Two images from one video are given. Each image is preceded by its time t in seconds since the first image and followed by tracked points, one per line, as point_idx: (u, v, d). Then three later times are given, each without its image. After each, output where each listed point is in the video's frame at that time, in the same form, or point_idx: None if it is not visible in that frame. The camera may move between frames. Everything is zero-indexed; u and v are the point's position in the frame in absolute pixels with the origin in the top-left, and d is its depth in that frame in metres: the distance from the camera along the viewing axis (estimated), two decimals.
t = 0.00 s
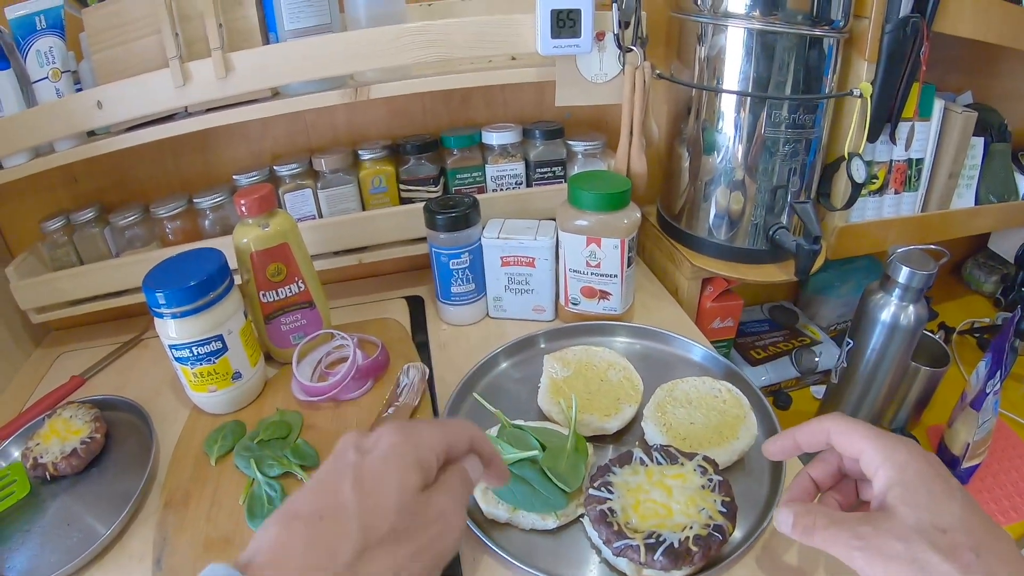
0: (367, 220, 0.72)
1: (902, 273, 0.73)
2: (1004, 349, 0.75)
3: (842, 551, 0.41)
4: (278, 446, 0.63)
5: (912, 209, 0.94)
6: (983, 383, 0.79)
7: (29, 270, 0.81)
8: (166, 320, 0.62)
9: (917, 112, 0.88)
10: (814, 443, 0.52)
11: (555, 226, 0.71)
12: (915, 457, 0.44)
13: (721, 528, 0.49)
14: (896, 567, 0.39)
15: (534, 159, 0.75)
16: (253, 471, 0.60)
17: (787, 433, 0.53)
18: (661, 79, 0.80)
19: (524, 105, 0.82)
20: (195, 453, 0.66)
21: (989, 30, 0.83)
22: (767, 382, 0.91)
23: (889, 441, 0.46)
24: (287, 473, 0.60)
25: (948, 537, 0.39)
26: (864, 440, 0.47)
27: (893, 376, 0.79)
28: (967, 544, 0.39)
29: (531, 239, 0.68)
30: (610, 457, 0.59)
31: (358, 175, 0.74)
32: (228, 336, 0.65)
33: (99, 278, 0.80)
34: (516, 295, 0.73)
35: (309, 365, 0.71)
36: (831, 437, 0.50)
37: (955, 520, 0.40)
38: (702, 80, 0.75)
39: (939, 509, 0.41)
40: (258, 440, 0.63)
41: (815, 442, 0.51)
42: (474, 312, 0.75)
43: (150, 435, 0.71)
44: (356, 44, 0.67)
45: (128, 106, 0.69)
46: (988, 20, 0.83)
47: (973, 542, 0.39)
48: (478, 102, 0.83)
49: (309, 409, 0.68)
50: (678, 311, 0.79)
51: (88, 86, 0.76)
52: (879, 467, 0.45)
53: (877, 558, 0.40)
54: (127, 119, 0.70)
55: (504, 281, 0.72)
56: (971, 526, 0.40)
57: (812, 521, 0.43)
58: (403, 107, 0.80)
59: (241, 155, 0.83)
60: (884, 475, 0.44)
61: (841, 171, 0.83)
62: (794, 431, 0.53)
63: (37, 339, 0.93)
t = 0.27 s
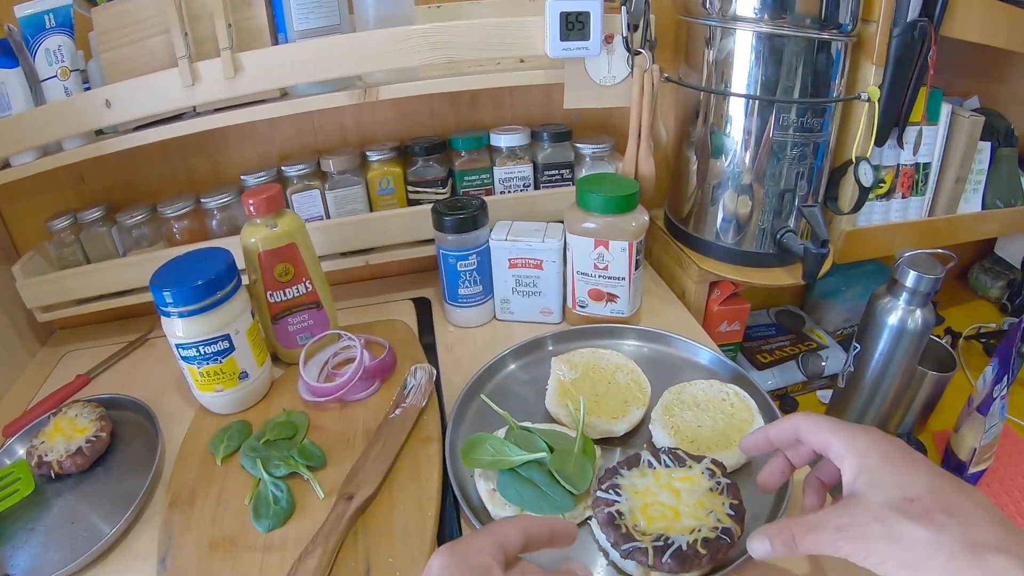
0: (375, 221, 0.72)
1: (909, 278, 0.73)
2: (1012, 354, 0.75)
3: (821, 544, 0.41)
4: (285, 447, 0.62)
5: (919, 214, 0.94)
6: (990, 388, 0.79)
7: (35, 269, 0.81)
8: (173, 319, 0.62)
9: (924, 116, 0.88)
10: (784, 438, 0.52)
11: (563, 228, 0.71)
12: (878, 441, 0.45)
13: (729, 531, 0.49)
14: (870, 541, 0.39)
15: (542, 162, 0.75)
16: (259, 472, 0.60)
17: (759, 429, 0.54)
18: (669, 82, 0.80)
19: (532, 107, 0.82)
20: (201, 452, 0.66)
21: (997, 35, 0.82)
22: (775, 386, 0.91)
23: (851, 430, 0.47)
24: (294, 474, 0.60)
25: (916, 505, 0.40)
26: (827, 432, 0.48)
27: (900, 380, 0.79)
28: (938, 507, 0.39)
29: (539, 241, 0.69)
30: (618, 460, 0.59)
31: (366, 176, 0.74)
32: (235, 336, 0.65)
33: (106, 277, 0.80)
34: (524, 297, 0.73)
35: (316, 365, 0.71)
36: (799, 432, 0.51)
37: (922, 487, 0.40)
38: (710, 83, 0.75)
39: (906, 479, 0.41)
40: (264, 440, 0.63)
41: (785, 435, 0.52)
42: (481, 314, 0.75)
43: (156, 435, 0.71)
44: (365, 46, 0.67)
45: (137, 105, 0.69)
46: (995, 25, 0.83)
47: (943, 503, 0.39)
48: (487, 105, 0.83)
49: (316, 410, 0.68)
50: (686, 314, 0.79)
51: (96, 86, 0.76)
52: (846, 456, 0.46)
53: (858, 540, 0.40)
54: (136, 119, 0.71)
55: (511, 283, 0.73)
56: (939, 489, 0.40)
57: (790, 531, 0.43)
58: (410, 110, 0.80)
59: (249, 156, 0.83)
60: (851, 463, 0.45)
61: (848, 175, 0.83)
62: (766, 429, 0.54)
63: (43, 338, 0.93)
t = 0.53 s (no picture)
0: (384, 220, 0.72)
1: (916, 281, 0.73)
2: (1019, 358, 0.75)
3: (806, 498, 0.47)
4: (291, 445, 0.62)
5: (926, 217, 0.94)
6: (997, 393, 0.78)
7: (43, 266, 0.81)
8: (182, 316, 0.62)
9: (931, 120, 0.88)
10: (783, 458, 0.54)
11: (571, 229, 0.71)
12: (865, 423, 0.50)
13: (736, 533, 0.49)
14: (856, 499, 0.44)
15: (550, 163, 0.76)
16: (266, 469, 0.60)
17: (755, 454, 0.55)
18: (677, 84, 0.80)
19: (541, 108, 0.83)
20: (207, 450, 0.66)
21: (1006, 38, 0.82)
22: (781, 389, 0.90)
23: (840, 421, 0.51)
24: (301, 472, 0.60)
25: (901, 468, 0.45)
26: (820, 428, 0.51)
27: (907, 384, 0.79)
28: (922, 473, 0.44)
29: (547, 242, 0.69)
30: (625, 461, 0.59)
31: (374, 176, 0.74)
32: (243, 334, 0.65)
33: (114, 275, 0.80)
34: (531, 298, 0.74)
35: (323, 365, 0.71)
36: (795, 443, 0.53)
37: (908, 455, 0.45)
38: (719, 85, 0.75)
39: (894, 449, 0.46)
40: (271, 438, 0.63)
41: (782, 455, 0.54)
42: (488, 315, 0.75)
43: (162, 432, 0.71)
44: (375, 46, 0.67)
45: (146, 103, 0.69)
46: (1005, 27, 0.82)
47: (930, 470, 0.44)
48: (495, 106, 0.83)
49: (323, 408, 0.68)
50: (692, 316, 0.79)
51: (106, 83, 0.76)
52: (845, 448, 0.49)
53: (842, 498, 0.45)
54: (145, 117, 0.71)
55: (519, 284, 0.73)
56: (925, 461, 0.45)
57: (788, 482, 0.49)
58: (419, 110, 0.80)
59: (257, 155, 0.83)
60: (842, 439, 0.50)
61: (856, 179, 0.83)
62: (764, 453, 0.55)
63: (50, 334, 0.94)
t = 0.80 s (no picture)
0: (388, 221, 0.73)
1: (920, 284, 0.73)
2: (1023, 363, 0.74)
3: (803, 493, 0.48)
4: (294, 445, 0.62)
5: (931, 221, 0.94)
6: (1000, 397, 0.78)
7: (47, 265, 0.81)
8: (186, 316, 0.62)
9: (936, 123, 0.88)
10: (785, 465, 0.54)
11: (575, 232, 0.71)
12: (867, 424, 0.50)
13: (737, 536, 0.49)
14: (852, 489, 0.45)
15: (555, 165, 0.76)
16: (268, 469, 0.60)
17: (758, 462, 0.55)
18: (682, 87, 0.80)
19: (545, 110, 0.83)
20: (210, 449, 0.66)
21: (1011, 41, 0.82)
22: (784, 392, 0.91)
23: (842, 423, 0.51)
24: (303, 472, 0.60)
25: (898, 462, 0.45)
26: (823, 431, 0.51)
27: (911, 388, 0.79)
28: (919, 467, 0.44)
29: (551, 244, 0.69)
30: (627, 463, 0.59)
31: (379, 177, 0.74)
32: (246, 334, 0.65)
33: (118, 274, 0.80)
34: (535, 299, 0.74)
35: (326, 365, 0.72)
36: (799, 451, 0.53)
37: (905, 448, 0.46)
38: (723, 88, 0.75)
39: (892, 443, 0.47)
40: (274, 438, 0.63)
41: (784, 463, 0.53)
42: (492, 316, 0.75)
43: (166, 431, 0.72)
44: (379, 47, 0.67)
45: (152, 103, 0.70)
46: (1010, 31, 0.82)
47: (926, 462, 0.44)
48: (500, 108, 0.83)
49: (326, 408, 0.68)
50: (696, 319, 0.79)
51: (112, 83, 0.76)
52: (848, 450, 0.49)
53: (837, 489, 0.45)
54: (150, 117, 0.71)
55: (523, 286, 0.73)
56: (922, 455, 0.45)
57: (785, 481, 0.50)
58: (424, 111, 0.81)
59: (262, 155, 0.84)
60: (844, 440, 0.50)
61: (861, 182, 0.83)
62: (766, 462, 0.55)
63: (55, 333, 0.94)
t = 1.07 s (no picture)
0: (391, 221, 0.73)
1: (923, 286, 0.72)
2: None
3: (801, 492, 0.47)
4: (297, 443, 0.63)
5: (934, 222, 0.94)
6: (1003, 399, 0.78)
7: (52, 263, 0.82)
8: (189, 314, 0.62)
9: (940, 124, 0.87)
10: (785, 464, 0.54)
11: (578, 232, 0.71)
12: (867, 425, 0.50)
13: (738, 537, 0.50)
14: (851, 485, 0.44)
15: (558, 165, 0.76)
16: (271, 468, 0.60)
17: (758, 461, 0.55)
18: (686, 87, 0.80)
19: (549, 111, 0.83)
20: (213, 447, 0.67)
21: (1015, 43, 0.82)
22: (787, 393, 0.90)
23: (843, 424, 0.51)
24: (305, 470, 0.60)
25: (898, 461, 0.45)
26: (823, 431, 0.51)
27: (913, 389, 0.79)
28: (919, 465, 0.44)
29: (554, 244, 0.69)
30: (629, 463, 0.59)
31: (383, 177, 0.75)
32: (250, 332, 0.66)
33: (122, 272, 0.81)
34: (538, 299, 0.74)
35: (329, 364, 0.72)
36: (799, 450, 0.53)
37: (905, 448, 0.46)
38: (727, 88, 0.75)
39: (891, 443, 0.47)
40: (276, 436, 0.63)
41: (784, 463, 0.53)
42: (495, 316, 0.75)
43: (168, 429, 0.72)
44: (383, 47, 0.67)
45: (157, 103, 0.70)
46: (1014, 32, 0.82)
47: (926, 461, 0.44)
48: (503, 108, 0.83)
49: (329, 407, 0.68)
50: (698, 319, 0.79)
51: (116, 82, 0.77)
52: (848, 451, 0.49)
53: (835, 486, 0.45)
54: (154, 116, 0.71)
55: (526, 286, 0.73)
56: (922, 455, 0.45)
57: (779, 483, 0.49)
58: (427, 111, 0.81)
59: (266, 155, 0.84)
60: (845, 441, 0.50)
61: (864, 183, 0.83)
62: (767, 461, 0.55)
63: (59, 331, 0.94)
